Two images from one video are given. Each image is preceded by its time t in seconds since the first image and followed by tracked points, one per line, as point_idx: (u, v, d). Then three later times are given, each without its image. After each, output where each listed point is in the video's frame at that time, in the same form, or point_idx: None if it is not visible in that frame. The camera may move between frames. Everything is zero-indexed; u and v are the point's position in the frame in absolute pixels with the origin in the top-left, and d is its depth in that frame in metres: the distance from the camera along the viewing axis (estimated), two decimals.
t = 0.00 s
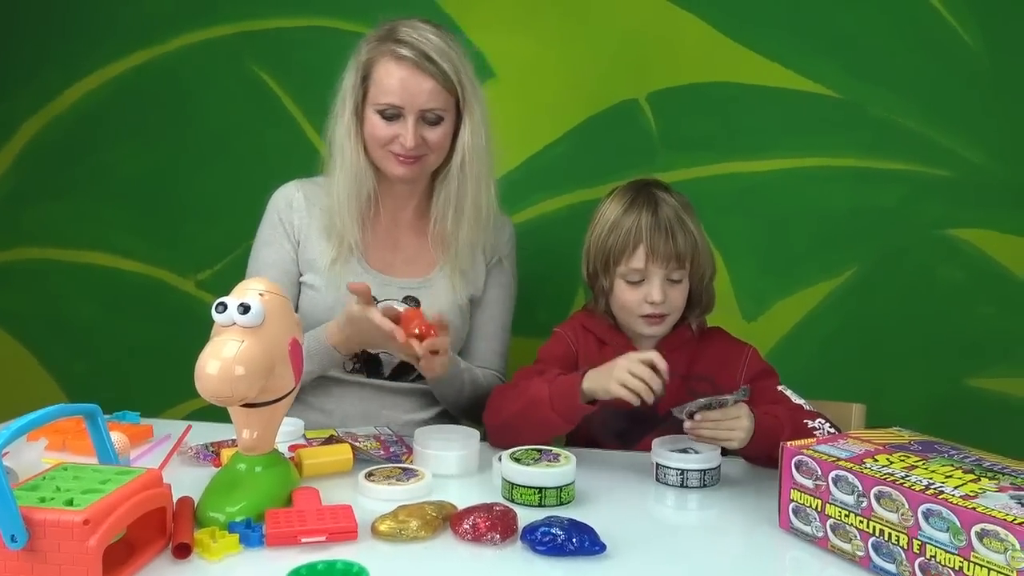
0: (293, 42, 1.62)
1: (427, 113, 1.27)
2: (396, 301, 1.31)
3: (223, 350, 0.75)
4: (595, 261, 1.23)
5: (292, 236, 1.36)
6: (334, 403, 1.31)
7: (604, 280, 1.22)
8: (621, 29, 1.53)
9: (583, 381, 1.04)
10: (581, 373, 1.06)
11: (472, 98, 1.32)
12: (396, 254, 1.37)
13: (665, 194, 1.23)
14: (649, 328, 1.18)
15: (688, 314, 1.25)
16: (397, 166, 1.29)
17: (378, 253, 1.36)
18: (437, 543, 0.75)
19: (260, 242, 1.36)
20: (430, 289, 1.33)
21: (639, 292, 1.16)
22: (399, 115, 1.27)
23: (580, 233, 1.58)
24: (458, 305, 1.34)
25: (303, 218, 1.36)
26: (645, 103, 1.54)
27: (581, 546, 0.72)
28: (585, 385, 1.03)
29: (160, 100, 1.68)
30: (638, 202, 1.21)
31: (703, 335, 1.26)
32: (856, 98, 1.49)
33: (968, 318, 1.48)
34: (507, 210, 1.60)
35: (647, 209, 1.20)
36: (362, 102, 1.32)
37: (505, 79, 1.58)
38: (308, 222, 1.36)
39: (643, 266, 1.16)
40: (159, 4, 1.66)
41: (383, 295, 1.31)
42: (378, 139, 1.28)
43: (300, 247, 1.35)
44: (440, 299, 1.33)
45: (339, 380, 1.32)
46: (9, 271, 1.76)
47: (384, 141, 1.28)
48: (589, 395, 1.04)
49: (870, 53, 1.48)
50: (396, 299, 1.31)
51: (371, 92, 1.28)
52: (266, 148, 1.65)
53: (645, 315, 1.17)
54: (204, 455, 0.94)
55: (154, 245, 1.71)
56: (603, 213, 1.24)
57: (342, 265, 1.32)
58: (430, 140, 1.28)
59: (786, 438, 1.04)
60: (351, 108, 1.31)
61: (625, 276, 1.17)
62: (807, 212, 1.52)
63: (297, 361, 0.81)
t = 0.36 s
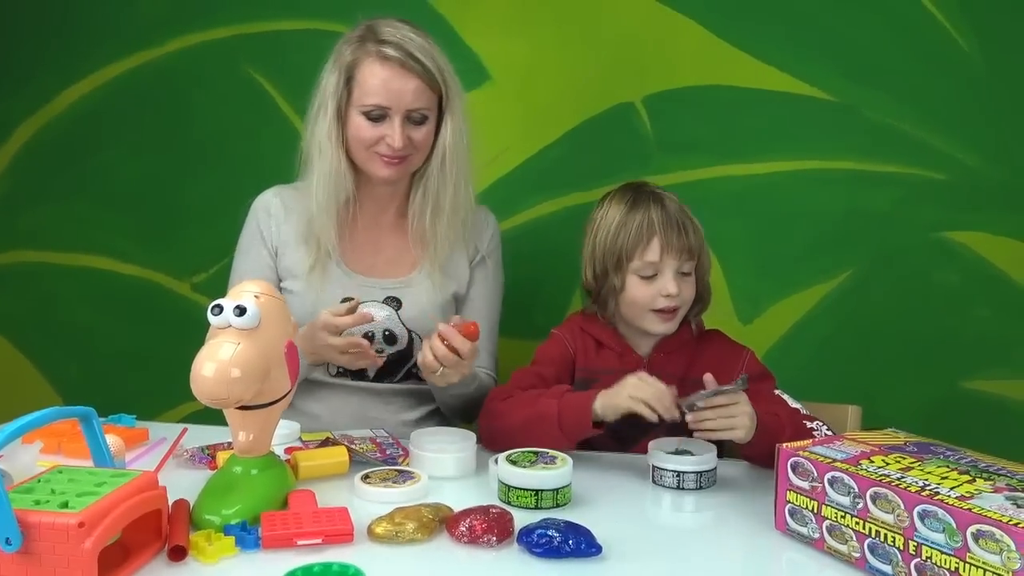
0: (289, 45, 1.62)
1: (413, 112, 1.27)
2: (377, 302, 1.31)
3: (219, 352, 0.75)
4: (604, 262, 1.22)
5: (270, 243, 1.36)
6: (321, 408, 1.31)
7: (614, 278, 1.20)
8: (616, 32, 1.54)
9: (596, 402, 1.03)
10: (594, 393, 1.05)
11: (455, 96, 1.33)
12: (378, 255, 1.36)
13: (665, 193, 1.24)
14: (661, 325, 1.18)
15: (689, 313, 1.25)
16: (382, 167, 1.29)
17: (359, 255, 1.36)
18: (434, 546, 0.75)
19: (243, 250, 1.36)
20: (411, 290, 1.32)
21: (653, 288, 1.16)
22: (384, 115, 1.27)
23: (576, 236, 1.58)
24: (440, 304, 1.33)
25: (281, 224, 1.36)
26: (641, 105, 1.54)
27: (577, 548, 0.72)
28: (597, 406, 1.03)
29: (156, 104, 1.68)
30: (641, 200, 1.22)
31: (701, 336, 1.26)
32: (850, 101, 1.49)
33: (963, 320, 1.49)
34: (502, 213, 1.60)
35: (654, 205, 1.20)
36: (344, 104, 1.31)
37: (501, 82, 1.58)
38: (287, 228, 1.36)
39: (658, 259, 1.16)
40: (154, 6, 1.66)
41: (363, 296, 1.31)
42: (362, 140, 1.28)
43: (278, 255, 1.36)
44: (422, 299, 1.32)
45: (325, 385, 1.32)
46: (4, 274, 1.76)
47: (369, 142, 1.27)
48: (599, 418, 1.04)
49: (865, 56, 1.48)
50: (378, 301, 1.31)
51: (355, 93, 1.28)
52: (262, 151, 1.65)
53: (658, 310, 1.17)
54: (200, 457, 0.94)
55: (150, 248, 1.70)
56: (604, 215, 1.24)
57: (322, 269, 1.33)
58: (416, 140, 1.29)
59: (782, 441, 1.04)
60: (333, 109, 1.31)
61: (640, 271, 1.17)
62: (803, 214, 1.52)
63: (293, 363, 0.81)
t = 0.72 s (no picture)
0: (286, 46, 1.62)
1: (416, 111, 1.28)
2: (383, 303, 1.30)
3: (217, 352, 0.74)
4: (595, 258, 1.22)
5: (276, 239, 1.36)
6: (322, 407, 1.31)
7: (604, 277, 1.21)
8: (614, 33, 1.54)
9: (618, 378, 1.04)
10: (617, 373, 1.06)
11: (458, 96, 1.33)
12: (383, 255, 1.36)
13: (663, 195, 1.23)
14: (648, 324, 1.17)
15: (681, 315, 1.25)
16: (386, 166, 1.29)
17: (364, 254, 1.35)
18: (431, 546, 0.75)
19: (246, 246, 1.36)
20: (415, 290, 1.33)
21: (641, 287, 1.16)
22: (387, 114, 1.27)
23: (573, 237, 1.58)
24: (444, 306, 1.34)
25: (287, 221, 1.36)
26: (638, 106, 1.54)
27: (575, 547, 0.72)
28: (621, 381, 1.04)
29: (153, 104, 1.68)
30: (636, 201, 1.21)
31: (694, 337, 1.26)
32: (847, 102, 1.50)
33: (960, 321, 1.49)
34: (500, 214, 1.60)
35: (648, 206, 1.20)
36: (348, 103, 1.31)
37: (498, 83, 1.58)
38: (293, 224, 1.36)
39: (647, 259, 1.16)
40: (151, 7, 1.66)
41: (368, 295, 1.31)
42: (366, 140, 1.28)
43: (285, 250, 1.35)
44: (427, 299, 1.33)
45: (324, 384, 1.32)
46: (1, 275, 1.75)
47: (374, 142, 1.27)
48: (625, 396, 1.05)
49: (861, 57, 1.49)
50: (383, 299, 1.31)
51: (358, 92, 1.28)
52: (259, 151, 1.65)
53: (645, 310, 1.17)
54: (197, 458, 0.94)
55: (147, 249, 1.70)
56: (599, 215, 1.24)
57: (325, 268, 1.32)
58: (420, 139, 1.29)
59: (779, 441, 1.04)
60: (337, 109, 1.31)
61: (629, 270, 1.17)
62: (800, 215, 1.52)
63: (290, 363, 0.81)
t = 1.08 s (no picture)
0: (285, 46, 1.62)
1: (450, 118, 1.28)
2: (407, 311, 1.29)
3: (215, 353, 0.74)
4: (585, 258, 1.22)
5: (309, 233, 1.35)
6: (331, 406, 1.31)
7: (594, 275, 1.21)
8: (614, 35, 1.54)
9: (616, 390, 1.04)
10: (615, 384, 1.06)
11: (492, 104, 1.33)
12: (411, 262, 1.36)
13: (657, 196, 1.23)
14: (638, 322, 1.17)
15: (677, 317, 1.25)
16: (419, 173, 1.30)
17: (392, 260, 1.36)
18: (429, 547, 0.75)
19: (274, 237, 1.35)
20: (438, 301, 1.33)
21: (629, 286, 1.16)
22: (422, 120, 1.28)
23: (571, 237, 1.58)
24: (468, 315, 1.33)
25: (319, 218, 1.36)
26: (638, 108, 1.54)
27: (573, 549, 0.72)
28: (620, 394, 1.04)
29: (151, 104, 1.68)
30: (628, 201, 1.22)
31: (691, 340, 1.25)
32: (846, 103, 1.50)
33: (957, 323, 1.49)
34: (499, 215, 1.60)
35: (638, 206, 1.20)
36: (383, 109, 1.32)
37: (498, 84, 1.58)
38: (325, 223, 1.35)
39: (634, 257, 1.17)
40: (150, 7, 1.66)
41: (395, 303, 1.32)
42: (401, 145, 1.28)
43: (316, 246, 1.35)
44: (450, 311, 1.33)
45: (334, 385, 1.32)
46: None
47: (408, 147, 1.28)
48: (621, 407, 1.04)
49: (859, 59, 1.49)
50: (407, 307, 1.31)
51: (393, 99, 1.29)
52: (257, 151, 1.65)
53: (634, 308, 1.17)
54: (195, 459, 0.94)
55: (145, 249, 1.70)
56: (591, 215, 1.24)
57: (354, 273, 1.32)
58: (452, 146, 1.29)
59: (777, 443, 1.04)
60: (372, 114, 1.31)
61: (617, 267, 1.18)
62: (798, 217, 1.52)
63: (288, 364, 0.81)
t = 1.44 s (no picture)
0: (283, 47, 1.62)
1: (488, 120, 1.27)
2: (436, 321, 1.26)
3: (211, 354, 0.74)
4: (586, 259, 1.23)
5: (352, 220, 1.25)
6: (332, 399, 1.33)
7: (595, 277, 1.21)
8: (611, 36, 1.54)
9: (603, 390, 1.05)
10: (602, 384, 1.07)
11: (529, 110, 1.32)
12: (437, 268, 1.33)
13: (661, 200, 1.24)
14: (637, 326, 1.17)
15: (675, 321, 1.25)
16: (454, 175, 1.28)
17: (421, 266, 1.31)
18: (425, 549, 0.75)
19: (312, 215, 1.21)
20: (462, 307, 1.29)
21: (629, 289, 1.16)
22: (461, 122, 1.26)
23: (569, 239, 1.58)
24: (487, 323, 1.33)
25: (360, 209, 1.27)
26: (636, 110, 1.54)
27: (569, 552, 0.72)
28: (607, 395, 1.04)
29: (149, 104, 1.67)
30: (632, 204, 1.23)
31: (690, 343, 1.25)
32: (843, 106, 1.50)
33: (954, 326, 1.49)
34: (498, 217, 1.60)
35: (641, 210, 1.21)
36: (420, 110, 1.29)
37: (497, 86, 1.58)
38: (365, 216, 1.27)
39: (636, 262, 1.17)
40: (149, 7, 1.66)
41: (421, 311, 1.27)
42: (438, 147, 1.26)
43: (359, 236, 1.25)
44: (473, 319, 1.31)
45: (335, 379, 1.34)
46: None
47: (445, 148, 1.26)
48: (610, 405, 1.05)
49: (856, 62, 1.49)
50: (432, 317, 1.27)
51: (433, 98, 1.27)
52: (254, 151, 1.64)
53: (633, 312, 1.17)
54: (191, 460, 0.94)
55: (141, 250, 1.70)
56: (595, 217, 1.25)
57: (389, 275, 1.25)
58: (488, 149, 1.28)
59: (774, 446, 1.04)
60: (410, 115, 1.28)
61: (617, 272, 1.17)
62: (795, 219, 1.53)
63: (285, 366, 0.81)
